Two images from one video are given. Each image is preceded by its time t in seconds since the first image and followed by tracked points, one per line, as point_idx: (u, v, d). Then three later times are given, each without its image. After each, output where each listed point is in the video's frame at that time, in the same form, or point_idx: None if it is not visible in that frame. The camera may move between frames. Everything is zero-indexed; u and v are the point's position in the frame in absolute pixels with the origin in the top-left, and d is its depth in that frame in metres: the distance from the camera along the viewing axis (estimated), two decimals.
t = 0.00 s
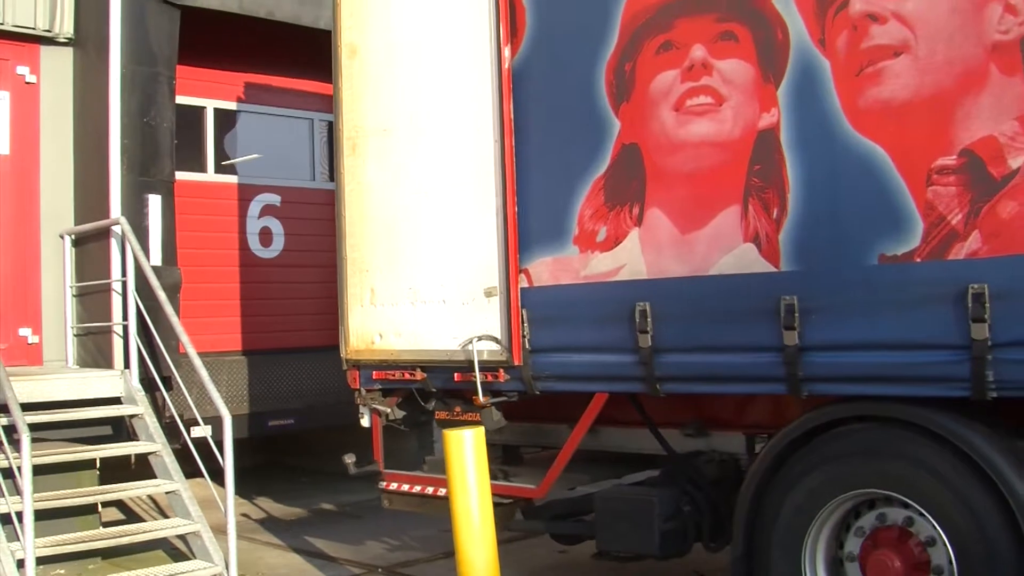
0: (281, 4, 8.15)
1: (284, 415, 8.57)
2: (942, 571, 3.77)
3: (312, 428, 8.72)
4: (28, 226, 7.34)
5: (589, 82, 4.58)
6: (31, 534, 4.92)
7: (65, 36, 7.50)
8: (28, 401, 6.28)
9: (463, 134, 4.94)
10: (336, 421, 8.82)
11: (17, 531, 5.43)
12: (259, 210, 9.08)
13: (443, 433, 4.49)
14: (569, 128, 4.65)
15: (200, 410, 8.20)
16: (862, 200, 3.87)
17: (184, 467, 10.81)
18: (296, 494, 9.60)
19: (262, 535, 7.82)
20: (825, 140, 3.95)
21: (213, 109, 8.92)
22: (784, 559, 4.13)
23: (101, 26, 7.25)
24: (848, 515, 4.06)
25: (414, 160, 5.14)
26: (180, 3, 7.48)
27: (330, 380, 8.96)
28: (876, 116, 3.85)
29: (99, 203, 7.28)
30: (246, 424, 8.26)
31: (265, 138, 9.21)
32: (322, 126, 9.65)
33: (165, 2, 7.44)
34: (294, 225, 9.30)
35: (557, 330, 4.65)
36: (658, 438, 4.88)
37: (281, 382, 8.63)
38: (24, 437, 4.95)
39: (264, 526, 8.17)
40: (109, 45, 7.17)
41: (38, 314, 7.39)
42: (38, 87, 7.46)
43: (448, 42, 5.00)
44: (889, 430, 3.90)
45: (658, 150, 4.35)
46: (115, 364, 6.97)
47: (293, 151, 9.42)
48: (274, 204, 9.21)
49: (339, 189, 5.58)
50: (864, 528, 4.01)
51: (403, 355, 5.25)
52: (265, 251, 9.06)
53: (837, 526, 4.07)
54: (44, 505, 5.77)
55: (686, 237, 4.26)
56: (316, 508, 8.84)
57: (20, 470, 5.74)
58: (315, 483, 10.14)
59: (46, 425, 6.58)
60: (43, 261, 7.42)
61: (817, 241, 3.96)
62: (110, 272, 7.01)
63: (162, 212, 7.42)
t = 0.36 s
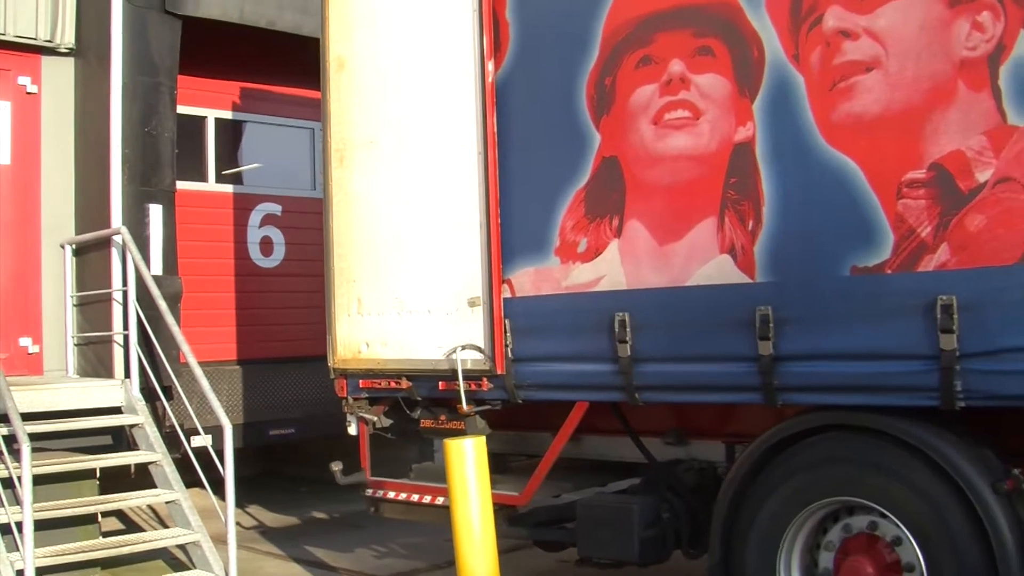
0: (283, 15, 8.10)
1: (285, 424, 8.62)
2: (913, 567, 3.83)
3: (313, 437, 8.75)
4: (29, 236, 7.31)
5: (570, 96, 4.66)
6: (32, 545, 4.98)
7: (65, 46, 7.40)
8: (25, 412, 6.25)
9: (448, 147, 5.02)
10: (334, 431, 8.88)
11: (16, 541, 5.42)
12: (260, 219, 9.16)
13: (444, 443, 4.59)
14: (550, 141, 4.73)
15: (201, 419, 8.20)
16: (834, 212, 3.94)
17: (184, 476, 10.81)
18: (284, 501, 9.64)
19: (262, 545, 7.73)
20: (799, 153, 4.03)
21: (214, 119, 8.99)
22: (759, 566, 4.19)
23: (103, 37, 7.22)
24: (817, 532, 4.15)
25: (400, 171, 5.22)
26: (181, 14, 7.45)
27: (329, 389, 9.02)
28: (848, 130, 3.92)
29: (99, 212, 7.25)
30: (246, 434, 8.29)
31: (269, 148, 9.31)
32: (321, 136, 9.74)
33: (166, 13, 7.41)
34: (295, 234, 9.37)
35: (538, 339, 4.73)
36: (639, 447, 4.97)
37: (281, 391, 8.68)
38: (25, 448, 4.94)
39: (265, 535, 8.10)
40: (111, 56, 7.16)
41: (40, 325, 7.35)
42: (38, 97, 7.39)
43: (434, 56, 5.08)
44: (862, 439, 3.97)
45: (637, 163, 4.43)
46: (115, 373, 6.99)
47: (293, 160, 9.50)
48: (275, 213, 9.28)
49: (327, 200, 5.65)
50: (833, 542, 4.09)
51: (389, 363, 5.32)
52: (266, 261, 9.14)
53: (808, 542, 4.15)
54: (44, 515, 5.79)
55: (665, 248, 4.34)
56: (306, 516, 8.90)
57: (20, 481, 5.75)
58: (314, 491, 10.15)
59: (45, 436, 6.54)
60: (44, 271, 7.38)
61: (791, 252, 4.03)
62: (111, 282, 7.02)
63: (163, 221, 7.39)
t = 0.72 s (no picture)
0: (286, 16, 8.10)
1: (288, 425, 8.68)
2: (887, 555, 3.88)
3: (315, 438, 8.81)
4: (31, 237, 7.30)
5: (553, 100, 4.73)
6: (34, 547, 4.93)
7: (68, 48, 7.44)
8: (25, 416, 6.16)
9: (434, 150, 5.09)
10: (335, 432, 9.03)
11: (20, 544, 5.42)
12: (263, 220, 9.20)
13: (447, 444, 4.62)
14: (534, 144, 4.79)
15: (204, 421, 8.21)
16: (810, 214, 4.00)
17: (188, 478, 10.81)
18: (281, 502, 9.63)
19: (265, 547, 7.68)
20: (775, 155, 4.09)
21: (216, 121, 8.99)
22: (739, 565, 4.23)
23: (106, 37, 7.21)
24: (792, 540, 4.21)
25: (387, 174, 5.28)
26: (184, 16, 7.45)
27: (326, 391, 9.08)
28: (823, 133, 3.99)
29: (101, 213, 7.24)
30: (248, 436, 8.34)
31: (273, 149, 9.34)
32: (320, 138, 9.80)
33: (170, 14, 7.41)
34: (298, 235, 9.37)
35: (522, 340, 4.79)
36: (625, 446, 5.01)
37: (284, 395, 8.70)
38: (27, 448, 4.93)
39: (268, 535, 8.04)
40: (114, 59, 7.13)
41: (44, 327, 7.36)
42: (42, 99, 7.41)
43: (420, 60, 5.15)
44: (839, 438, 4.03)
45: (619, 166, 4.49)
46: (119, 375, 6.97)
47: (295, 161, 9.51)
48: (279, 214, 9.31)
49: (317, 202, 5.71)
50: (809, 549, 4.14)
51: (377, 364, 5.38)
52: (270, 262, 9.17)
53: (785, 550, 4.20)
54: (48, 517, 5.80)
55: (646, 249, 4.40)
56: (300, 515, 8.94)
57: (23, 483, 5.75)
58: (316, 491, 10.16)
59: (47, 438, 6.44)
60: (47, 273, 7.38)
61: (768, 254, 4.09)
62: (115, 283, 7.01)
63: (167, 224, 7.42)
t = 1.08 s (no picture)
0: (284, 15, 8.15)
1: (288, 425, 8.64)
2: (859, 542, 3.94)
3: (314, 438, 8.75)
4: (31, 238, 7.28)
5: (534, 102, 4.78)
6: (34, 548, 4.92)
7: (65, 48, 7.43)
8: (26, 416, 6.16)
9: (417, 152, 5.14)
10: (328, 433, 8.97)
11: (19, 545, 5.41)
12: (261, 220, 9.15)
13: (446, 443, 4.66)
14: (516, 146, 4.85)
15: (203, 421, 8.19)
16: (784, 214, 4.05)
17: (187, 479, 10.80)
18: (278, 502, 9.61)
19: (266, 546, 7.57)
20: (751, 156, 4.14)
21: (215, 121, 8.92)
22: (718, 562, 4.28)
23: (103, 37, 7.21)
24: (769, 542, 4.26)
25: (371, 175, 5.32)
26: (180, 16, 7.49)
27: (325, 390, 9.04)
28: (797, 134, 4.04)
29: (99, 214, 7.24)
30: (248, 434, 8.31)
31: (274, 149, 9.31)
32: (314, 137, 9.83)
33: (165, 14, 7.45)
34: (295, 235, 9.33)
35: (504, 338, 4.85)
36: (608, 443, 5.06)
37: (283, 395, 8.65)
38: (27, 450, 4.90)
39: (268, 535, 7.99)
40: (111, 59, 7.15)
41: (43, 328, 7.34)
42: (39, 100, 7.38)
43: (404, 63, 5.20)
44: (811, 435, 4.08)
45: (598, 167, 4.54)
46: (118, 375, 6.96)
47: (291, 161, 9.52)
48: (276, 214, 9.25)
49: (303, 204, 5.74)
50: (787, 552, 4.20)
51: (363, 364, 5.43)
52: (267, 262, 9.13)
53: (764, 554, 4.26)
54: (47, 518, 5.80)
55: (625, 249, 4.45)
56: (293, 515, 8.94)
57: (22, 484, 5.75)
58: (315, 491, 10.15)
59: (47, 439, 6.45)
60: (46, 275, 7.36)
61: (744, 254, 4.14)
62: (114, 283, 7.00)
63: (165, 225, 7.43)
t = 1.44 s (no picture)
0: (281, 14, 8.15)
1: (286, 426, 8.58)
2: (829, 532, 4.01)
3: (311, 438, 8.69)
4: (30, 239, 7.31)
5: (516, 105, 4.84)
6: (30, 549, 4.97)
7: (63, 49, 7.42)
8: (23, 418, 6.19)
9: (402, 154, 5.20)
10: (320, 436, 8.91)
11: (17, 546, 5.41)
12: (260, 221, 9.15)
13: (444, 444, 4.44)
14: (498, 149, 4.91)
15: (201, 422, 8.23)
16: (759, 215, 4.11)
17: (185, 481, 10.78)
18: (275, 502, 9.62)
19: (263, 547, 7.48)
20: (727, 159, 4.20)
21: (212, 121, 8.94)
22: (695, 560, 4.33)
23: (100, 37, 7.23)
24: (746, 544, 4.32)
25: (357, 178, 5.37)
26: (178, 16, 7.51)
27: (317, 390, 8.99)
28: (772, 137, 4.10)
29: (98, 216, 7.26)
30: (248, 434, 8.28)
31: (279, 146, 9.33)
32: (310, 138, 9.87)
33: (163, 14, 7.48)
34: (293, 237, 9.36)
35: (486, 339, 4.91)
36: (589, 442, 5.11)
37: (280, 395, 8.59)
38: (25, 451, 4.98)
39: (266, 536, 7.87)
40: (108, 59, 7.17)
41: (40, 329, 7.36)
42: (36, 100, 7.38)
43: (388, 67, 5.26)
44: (783, 433, 4.16)
45: (578, 170, 4.60)
46: (115, 376, 6.95)
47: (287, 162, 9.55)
48: (273, 215, 9.26)
49: (289, 206, 5.77)
50: (763, 557, 4.24)
51: (348, 364, 5.48)
52: (264, 262, 9.11)
53: (740, 556, 4.31)
54: (44, 518, 5.79)
55: (604, 251, 4.51)
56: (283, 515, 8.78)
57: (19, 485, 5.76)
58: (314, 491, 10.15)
59: (45, 440, 6.47)
60: (44, 277, 7.37)
61: (721, 255, 4.20)
62: (110, 284, 6.99)
63: (162, 224, 7.45)
